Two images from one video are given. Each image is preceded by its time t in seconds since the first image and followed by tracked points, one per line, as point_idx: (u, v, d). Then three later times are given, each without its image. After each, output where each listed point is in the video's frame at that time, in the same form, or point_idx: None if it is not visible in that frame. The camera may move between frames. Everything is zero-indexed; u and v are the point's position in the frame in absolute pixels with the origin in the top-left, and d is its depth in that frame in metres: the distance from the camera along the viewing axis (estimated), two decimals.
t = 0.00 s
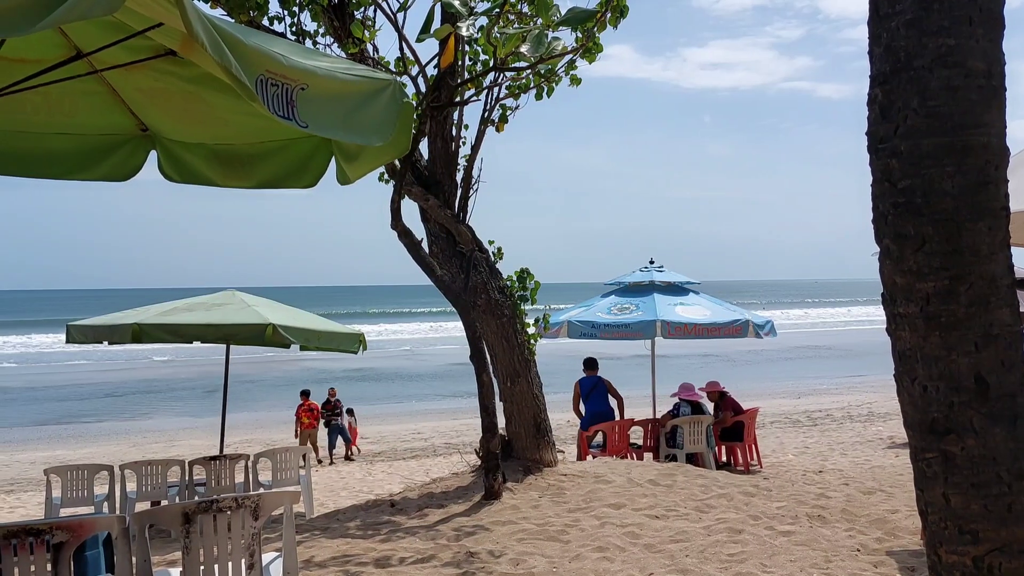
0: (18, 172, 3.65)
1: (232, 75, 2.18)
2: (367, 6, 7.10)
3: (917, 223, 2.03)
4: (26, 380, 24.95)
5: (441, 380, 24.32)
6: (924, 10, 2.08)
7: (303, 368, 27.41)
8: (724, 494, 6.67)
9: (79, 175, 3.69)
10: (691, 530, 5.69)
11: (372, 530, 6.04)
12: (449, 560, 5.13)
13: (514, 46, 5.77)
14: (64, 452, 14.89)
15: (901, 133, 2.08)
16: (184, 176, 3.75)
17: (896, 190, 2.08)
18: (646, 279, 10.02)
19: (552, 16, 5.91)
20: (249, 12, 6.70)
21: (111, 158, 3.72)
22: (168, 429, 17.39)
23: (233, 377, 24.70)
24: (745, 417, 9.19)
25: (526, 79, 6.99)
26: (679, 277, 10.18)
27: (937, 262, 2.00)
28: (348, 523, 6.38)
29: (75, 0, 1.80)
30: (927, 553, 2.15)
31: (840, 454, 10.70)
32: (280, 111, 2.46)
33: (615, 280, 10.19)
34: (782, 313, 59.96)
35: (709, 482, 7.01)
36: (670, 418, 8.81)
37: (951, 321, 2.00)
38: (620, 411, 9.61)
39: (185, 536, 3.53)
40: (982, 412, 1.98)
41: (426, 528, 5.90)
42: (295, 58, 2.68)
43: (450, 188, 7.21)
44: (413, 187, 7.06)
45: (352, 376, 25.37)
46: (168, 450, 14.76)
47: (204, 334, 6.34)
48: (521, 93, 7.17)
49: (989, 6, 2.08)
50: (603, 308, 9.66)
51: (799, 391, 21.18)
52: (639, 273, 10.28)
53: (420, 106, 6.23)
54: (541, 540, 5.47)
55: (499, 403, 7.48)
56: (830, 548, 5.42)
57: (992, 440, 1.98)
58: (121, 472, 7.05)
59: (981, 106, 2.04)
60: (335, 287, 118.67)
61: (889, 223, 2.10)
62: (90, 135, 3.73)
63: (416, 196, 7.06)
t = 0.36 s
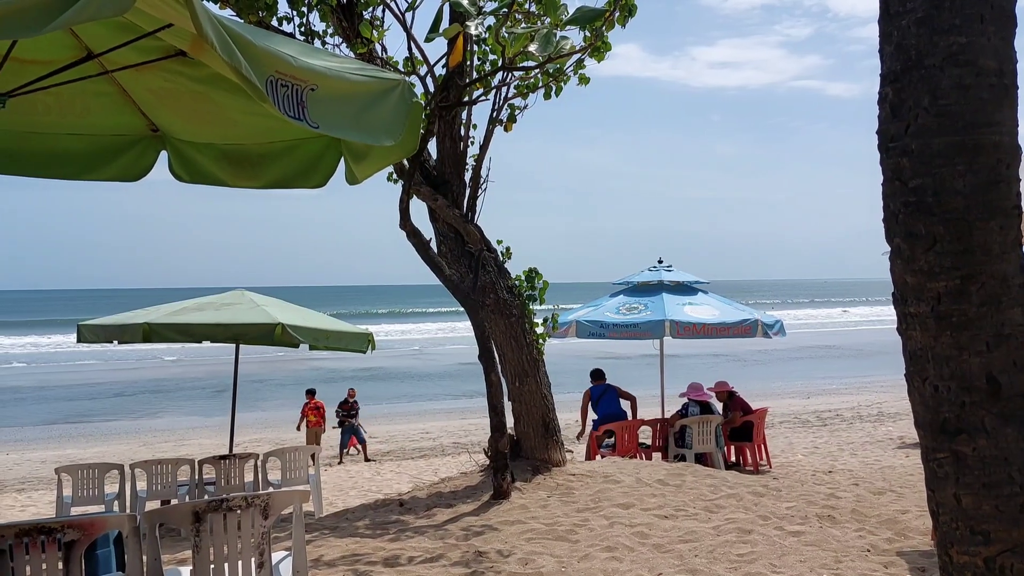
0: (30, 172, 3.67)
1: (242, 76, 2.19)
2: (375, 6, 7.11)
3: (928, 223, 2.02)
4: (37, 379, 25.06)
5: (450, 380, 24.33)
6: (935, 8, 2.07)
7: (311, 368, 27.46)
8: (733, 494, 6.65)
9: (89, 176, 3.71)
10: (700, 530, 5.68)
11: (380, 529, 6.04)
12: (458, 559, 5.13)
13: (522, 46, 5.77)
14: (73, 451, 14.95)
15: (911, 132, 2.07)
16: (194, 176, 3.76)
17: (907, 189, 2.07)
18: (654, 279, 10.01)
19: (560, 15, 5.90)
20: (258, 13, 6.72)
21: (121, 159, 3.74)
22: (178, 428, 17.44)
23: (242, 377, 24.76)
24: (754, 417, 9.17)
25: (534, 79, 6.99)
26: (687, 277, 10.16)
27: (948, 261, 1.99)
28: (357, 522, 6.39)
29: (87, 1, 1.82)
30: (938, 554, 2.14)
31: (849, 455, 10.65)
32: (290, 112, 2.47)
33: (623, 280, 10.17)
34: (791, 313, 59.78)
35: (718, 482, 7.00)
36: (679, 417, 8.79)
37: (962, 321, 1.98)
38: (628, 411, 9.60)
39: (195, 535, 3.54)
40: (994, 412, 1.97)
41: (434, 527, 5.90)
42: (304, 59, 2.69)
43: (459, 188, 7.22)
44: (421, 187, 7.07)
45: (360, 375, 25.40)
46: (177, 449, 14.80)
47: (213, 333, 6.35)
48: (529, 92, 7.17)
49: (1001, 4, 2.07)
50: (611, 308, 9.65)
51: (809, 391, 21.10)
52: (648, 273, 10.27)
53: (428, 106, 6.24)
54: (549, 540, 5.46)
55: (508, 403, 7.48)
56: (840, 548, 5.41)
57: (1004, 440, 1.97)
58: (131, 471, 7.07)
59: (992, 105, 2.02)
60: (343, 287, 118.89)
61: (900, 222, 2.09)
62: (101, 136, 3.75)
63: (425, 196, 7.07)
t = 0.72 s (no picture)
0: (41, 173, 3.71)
1: (252, 77, 2.20)
2: (383, 7, 7.12)
3: (938, 223, 2.02)
4: (47, 379, 25.21)
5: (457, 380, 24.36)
6: (945, 8, 2.07)
7: (319, 368, 27.54)
8: (741, 495, 6.64)
9: (100, 176, 3.73)
10: (708, 531, 5.67)
11: (389, 529, 6.06)
12: (466, 560, 5.13)
13: (530, 47, 5.77)
14: (83, 451, 15.03)
15: (921, 132, 2.07)
16: (203, 176, 3.78)
17: (917, 190, 2.07)
18: (662, 279, 10.00)
19: (568, 15, 5.90)
20: (267, 14, 6.74)
21: (132, 159, 3.76)
22: (186, 428, 17.51)
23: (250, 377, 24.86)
24: (762, 418, 9.15)
25: (542, 79, 6.99)
26: (695, 277, 10.14)
27: (958, 262, 1.99)
28: (365, 522, 6.40)
29: (98, 3, 1.83)
30: (949, 556, 2.14)
31: (858, 456, 10.61)
32: (299, 113, 2.47)
33: (631, 280, 10.17)
34: (799, 314, 59.61)
35: (726, 483, 6.99)
36: (687, 419, 8.77)
37: (972, 322, 1.98)
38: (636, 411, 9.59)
39: (205, 534, 3.56)
40: (1004, 413, 1.96)
41: (442, 528, 5.91)
42: (314, 60, 2.70)
43: (466, 189, 7.22)
44: (429, 187, 7.08)
45: (368, 375, 25.46)
46: (186, 449, 14.86)
47: (221, 333, 6.37)
48: (537, 93, 7.17)
49: (1013, 4, 2.06)
50: (619, 308, 9.65)
51: (817, 392, 21.04)
52: (656, 273, 10.27)
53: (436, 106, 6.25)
54: (557, 540, 5.47)
55: (516, 403, 7.49)
56: (849, 550, 5.39)
57: (1015, 442, 1.96)
58: (140, 471, 7.11)
59: (1003, 105, 2.01)
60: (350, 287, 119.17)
61: (909, 223, 2.09)
62: (111, 136, 3.77)
63: (433, 196, 7.09)
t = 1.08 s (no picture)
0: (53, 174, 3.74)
1: (263, 77, 2.20)
2: (392, 7, 7.13)
3: (949, 224, 2.01)
4: (56, 378, 25.32)
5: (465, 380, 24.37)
6: (957, 7, 2.06)
7: (327, 367, 27.59)
8: (749, 496, 6.63)
9: (111, 176, 3.76)
10: (716, 532, 5.66)
11: (397, 528, 6.06)
12: (474, 559, 5.13)
13: (539, 46, 5.77)
14: (93, 449, 15.08)
15: (932, 132, 2.06)
16: (213, 176, 3.80)
17: (928, 190, 2.06)
18: (670, 279, 9.99)
19: (577, 15, 5.90)
20: (277, 14, 6.76)
21: (143, 159, 3.79)
22: (195, 427, 17.58)
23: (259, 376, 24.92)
24: (770, 418, 9.12)
25: (551, 79, 6.99)
26: (703, 277, 10.13)
27: (969, 262, 1.98)
28: (373, 522, 6.41)
29: (110, 3, 1.83)
30: (960, 557, 2.13)
31: (866, 457, 10.58)
32: (311, 113, 2.48)
33: (639, 280, 10.16)
34: (807, 314, 59.47)
35: (734, 484, 6.97)
36: (695, 420, 8.74)
37: (984, 324, 1.97)
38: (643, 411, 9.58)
39: (215, 532, 3.58)
40: (1016, 415, 1.95)
41: (450, 527, 5.91)
42: (324, 60, 2.70)
43: (475, 188, 7.23)
44: (438, 187, 7.09)
45: (376, 375, 25.49)
46: (195, 448, 14.90)
47: (231, 333, 6.39)
48: (546, 92, 7.17)
49: None
50: (627, 308, 9.64)
51: (825, 393, 20.97)
52: (664, 273, 10.25)
53: (445, 106, 6.26)
54: (565, 540, 5.47)
55: (523, 403, 7.49)
56: (858, 551, 5.38)
57: None
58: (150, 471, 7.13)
59: (1015, 104, 2.00)
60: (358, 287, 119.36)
61: (921, 223, 2.08)
62: (122, 136, 3.79)
63: (441, 196, 7.10)
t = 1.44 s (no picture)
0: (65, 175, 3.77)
1: (272, 78, 2.21)
2: (400, 8, 7.15)
3: (959, 225, 2.00)
4: (66, 377, 25.44)
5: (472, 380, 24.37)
6: (967, 8, 2.05)
7: (334, 367, 27.64)
8: (758, 497, 6.61)
9: (122, 176, 3.79)
10: (725, 533, 5.65)
11: (404, 528, 6.07)
12: (482, 559, 5.14)
13: (548, 47, 5.76)
14: (102, 448, 15.15)
15: (943, 133, 2.06)
16: (222, 176, 3.82)
17: (939, 191, 2.05)
18: (678, 280, 9.98)
19: (585, 16, 5.90)
20: (285, 15, 6.78)
21: (152, 160, 3.81)
22: (203, 426, 17.64)
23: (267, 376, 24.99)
24: (779, 420, 9.09)
25: (559, 80, 6.99)
26: (712, 278, 10.11)
27: (980, 264, 1.97)
28: (381, 522, 6.42)
29: (121, 6, 1.85)
30: (971, 559, 2.12)
31: (875, 458, 10.54)
32: (319, 113, 2.49)
33: (647, 281, 10.15)
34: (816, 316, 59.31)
35: (742, 485, 6.96)
36: (703, 420, 8.73)
37: (995, 325, 1.96)
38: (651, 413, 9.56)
39: (224, 532, 3.58)
40: None
41: (458, 527, 5.92)
42: (333, 61, 2.70)
43: (483, 189, 7.23)
44: (446, 188, 7.09)
45: (383, 375, 25.53)
46: (203, 447, 14.95)
47: (239, 333, 6.41)
48: (554, 93, 7.17)
49: None
50: (634, 309, 9.63)
51: (834, 395, 20.90)
52: (672, 274, 10.23)
53: (453, 107, 6.26)
54: (573, 541, 5.47)
55: (531, 403, 7.49)
56: (867, 553, 5.36)
57: None
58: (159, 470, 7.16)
59: None
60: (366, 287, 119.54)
61: (931, 224, 2.08)
62: (132, 137, 3.81)
63: (449, 196, 7.10)
